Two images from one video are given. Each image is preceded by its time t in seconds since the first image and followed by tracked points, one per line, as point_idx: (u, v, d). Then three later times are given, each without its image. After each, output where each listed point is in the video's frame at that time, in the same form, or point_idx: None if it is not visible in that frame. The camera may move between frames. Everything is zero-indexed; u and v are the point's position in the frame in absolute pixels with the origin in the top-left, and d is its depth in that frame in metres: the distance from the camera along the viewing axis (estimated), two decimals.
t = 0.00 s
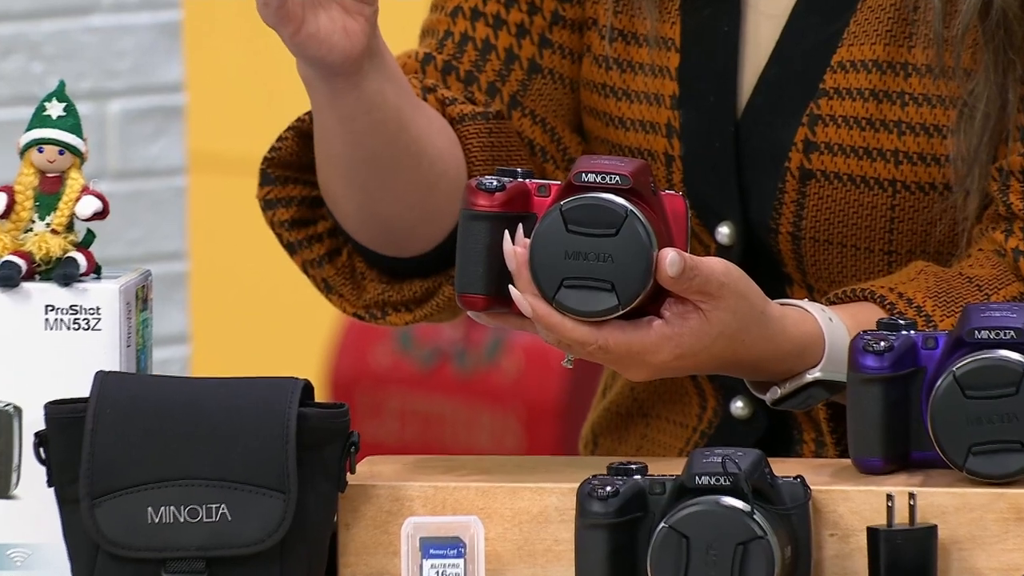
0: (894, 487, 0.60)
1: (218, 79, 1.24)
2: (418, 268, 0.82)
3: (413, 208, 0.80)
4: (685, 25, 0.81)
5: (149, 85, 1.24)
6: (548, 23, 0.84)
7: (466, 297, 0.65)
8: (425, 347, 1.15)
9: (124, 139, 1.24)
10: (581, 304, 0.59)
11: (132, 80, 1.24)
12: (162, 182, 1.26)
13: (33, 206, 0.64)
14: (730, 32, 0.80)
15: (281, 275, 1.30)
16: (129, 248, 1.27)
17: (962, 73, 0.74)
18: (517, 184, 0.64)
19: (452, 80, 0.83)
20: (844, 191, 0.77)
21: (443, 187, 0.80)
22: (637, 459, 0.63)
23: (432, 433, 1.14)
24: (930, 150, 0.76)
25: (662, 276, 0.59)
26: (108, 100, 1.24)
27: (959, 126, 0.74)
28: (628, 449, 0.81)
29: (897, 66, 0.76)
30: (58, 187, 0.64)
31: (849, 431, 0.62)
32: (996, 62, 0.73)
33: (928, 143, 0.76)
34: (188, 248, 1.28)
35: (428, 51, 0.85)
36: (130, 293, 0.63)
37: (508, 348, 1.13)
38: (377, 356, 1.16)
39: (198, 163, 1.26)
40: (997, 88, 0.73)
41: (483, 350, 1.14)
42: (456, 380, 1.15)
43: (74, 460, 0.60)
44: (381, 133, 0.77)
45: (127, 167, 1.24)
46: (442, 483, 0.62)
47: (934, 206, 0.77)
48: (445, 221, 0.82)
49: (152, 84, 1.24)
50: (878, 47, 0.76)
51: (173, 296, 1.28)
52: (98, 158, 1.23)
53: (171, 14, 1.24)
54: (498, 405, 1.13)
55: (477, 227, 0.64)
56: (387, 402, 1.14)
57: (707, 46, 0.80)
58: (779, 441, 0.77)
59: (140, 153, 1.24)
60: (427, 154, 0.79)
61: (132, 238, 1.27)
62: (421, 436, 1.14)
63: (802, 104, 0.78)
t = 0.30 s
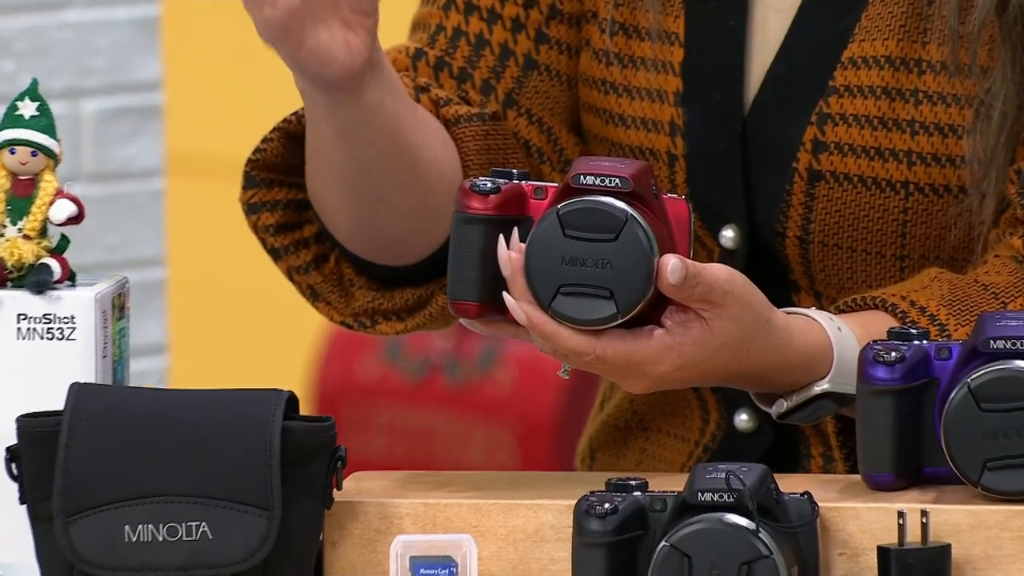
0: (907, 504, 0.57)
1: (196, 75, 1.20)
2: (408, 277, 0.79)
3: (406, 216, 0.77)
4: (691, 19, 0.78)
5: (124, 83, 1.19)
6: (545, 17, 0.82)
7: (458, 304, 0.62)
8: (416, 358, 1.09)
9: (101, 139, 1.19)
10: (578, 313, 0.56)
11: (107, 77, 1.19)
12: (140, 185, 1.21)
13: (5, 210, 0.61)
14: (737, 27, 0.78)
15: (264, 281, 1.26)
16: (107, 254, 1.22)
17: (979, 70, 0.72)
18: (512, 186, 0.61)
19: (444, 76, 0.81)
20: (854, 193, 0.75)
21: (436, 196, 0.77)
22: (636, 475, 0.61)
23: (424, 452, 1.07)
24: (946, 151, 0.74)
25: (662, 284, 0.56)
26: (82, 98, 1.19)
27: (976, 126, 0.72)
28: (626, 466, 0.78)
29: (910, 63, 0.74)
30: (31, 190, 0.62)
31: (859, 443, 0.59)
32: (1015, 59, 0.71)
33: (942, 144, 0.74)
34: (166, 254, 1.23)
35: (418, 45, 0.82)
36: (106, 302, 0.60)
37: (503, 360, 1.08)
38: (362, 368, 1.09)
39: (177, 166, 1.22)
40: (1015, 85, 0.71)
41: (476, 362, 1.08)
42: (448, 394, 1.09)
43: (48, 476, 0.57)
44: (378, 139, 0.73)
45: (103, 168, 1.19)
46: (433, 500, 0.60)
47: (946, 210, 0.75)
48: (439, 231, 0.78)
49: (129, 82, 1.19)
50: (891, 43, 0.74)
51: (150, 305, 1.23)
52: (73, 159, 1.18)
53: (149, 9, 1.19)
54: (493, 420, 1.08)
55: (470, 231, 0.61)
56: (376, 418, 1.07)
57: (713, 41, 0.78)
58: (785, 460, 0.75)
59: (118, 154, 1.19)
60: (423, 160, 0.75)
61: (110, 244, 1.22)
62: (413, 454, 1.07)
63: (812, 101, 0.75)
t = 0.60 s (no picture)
0: (918, 523, 0.55)
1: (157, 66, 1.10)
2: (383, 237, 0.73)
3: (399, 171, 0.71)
4: None
5: (96, 83, 1.10)
6: None
7: (434, 312, 0.60)
8: (400, 371, 1.02)
9: (72, 140, 1.09)
10: (559, 324, 0.54)
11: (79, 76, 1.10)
12: (110, 188, 1.12)
13: None
14: (739, 4, 0.73)
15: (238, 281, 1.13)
16: (76, 262, 1.12)
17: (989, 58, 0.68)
18: (491, 189, 0.58)
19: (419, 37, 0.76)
20: (855, 184, 0.71)
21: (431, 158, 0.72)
22: (633, 491, 0.58)
23: (412, 469, 1.03)
24: (953, 141, 0.69)
25: (646, 294, 0.54)
26: (51, 99, 1.09)
27: (984, 120, 0.68)
28: (623, 482, 0.76)
29: (916, 47, 0.70)
30: None
31: (867, 462, 0.57)
32: None
33: (949, 134, 0.69)
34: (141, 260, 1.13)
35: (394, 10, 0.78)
36: (79, 310, 0.58)
37: (492, 375, 1.04)
38: (344, 381, 1.02)
39: (152, 172, 1.11)
40: None
41: (464, 376, 1.03)
42: (436, 409, 1.03)
43: (19, 495, 0.55)
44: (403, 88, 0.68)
45: (75, 172, 1.10)
46: (421, 518, 0.57)
47: (950, 205, 0.71)
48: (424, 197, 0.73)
49: (99, 82, 1.10)
50: (897, 26, 0.70)
51: (122, 316, 1.12)
52: (42, 161, 1.09)
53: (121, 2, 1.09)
54: (484, 437, 1.04)
55: (447, 235, 0.59)
56: (359, 433, 1.01)
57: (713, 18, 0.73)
58: (788, 472, 0.72)
59: (92, 157, 1.10)
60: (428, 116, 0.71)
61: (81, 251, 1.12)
62: (400, 472, 1.02)
63: (811, 87, 0.71)
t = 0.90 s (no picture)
0: (929, 540, 0.52)
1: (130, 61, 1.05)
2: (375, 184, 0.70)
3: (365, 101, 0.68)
4: None
5: (66, 79, 1.05)
6: None
7: (422, 328, 0.57)
8: (389, 384, 1.05)
9: (42, 140, 1.04)
10: (552, 342, 0.52)
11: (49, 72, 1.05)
12: (83, 191, 1.06)
13: None
14: None
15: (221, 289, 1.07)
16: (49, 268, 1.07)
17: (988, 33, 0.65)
18: (481, 199, 0.56)
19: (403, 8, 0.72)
20: (857, 175, 0.67)
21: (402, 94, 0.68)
22: (633, 509, 0.55)
23: (404, 483, 1.06)
24: (954, 125, 0.66)
25: (643, 309, 0.52)
26: (21, 96, 1.05)
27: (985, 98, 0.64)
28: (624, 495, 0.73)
29: (917, 28, 0.66)
30: None
31: (876, 474, 0.54)
32: None
33: (951, 117, 0.66)
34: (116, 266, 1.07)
35: None
36: (52, 318, 0.55)
37: (484, 386, 1.05)
38: (332, 395, 1.05)
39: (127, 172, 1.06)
40: None
41: (456, 387, 1.05)
42: (426, 422, 1.05)
43: None
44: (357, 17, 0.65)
45: (45, 173, 1.05)
46: (410, 536, 0.54)
47: (954, 191, 0.67)
48: (393, 137, 0.69)
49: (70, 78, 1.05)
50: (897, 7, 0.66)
51: (97, 325, 1.06)
52: (10, 162, 1.04)
53: None
54: (475, 451, 1.05)
55: (435, 249, 0.56)
56: (351, 448, 1.05)
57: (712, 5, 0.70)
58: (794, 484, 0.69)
59: (61, 157, 1.05)
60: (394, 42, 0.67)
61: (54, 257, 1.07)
62: (392, 486, 1.06)
63: (811, 76, 0.68)
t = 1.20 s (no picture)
0: (945, 553, 0.50)
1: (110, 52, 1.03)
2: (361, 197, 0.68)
3: (341, 111, 0.65)
4: None
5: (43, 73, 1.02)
6: None
7: (421, 338, 0.55)
8: (381, 390, 1.01)
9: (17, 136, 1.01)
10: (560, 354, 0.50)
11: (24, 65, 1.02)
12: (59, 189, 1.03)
13: None
14: None
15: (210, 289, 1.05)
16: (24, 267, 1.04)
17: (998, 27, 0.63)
18: (481, 203, 0.54)
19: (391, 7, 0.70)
20: (868, 173, 0.64)
21: (380, 103, 0.66)
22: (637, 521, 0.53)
23: (397, 495, 1.02)
24: (966, 120, 0.63)
25: (654, 318, 0.49)
26: None
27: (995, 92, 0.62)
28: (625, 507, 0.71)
29: (928, 19, 0.64)
30: None
31: (891, 483, 0.52)
32: None
33: (964, 112, 0.63)
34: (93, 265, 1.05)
35: None
36: (28, 322, 0.53)
37: (481, 395, 1.00)
38: (321, 401, 1.02)
39: (106, 168, 1.03)
40: None
41: (450, 395, 1.00)
42: (420, 430, 1.01)
43: None
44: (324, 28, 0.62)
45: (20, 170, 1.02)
46: (402, 549, 0.52)
47: (967, 189, 0.64)
48: (373, 149, 0.67)
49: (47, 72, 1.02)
50: None
51: (72, 328, 1.03)
52: None
53: None
54: (471, 462, 1.01)
55: (436, 254, 0.54)
56: (341, 458, 1.01)
57: None
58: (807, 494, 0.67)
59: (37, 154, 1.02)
60: (367, 49, 0.64)
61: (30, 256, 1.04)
62: (385, 497, 1.02)
63: (817, 71, 0.65)
